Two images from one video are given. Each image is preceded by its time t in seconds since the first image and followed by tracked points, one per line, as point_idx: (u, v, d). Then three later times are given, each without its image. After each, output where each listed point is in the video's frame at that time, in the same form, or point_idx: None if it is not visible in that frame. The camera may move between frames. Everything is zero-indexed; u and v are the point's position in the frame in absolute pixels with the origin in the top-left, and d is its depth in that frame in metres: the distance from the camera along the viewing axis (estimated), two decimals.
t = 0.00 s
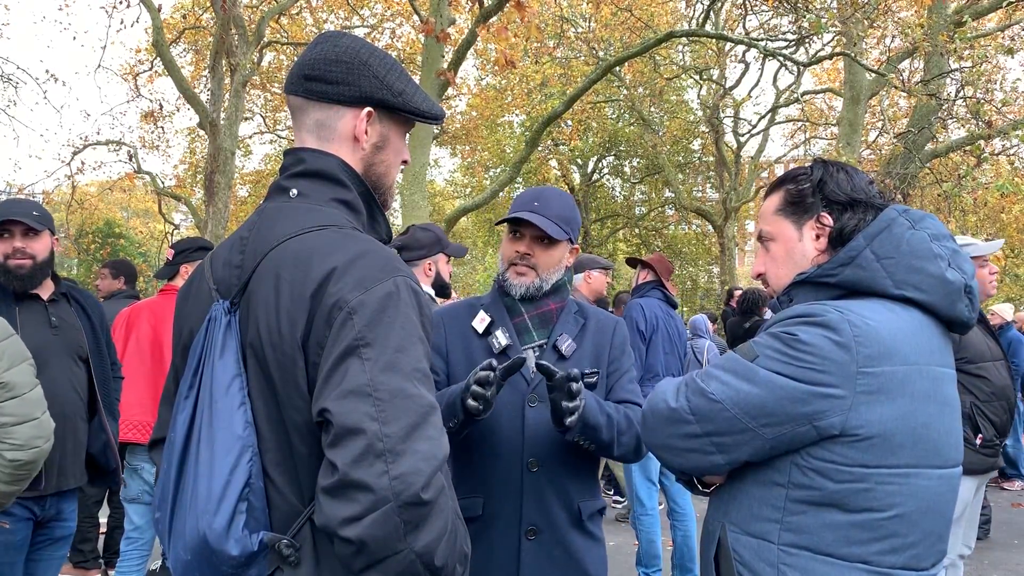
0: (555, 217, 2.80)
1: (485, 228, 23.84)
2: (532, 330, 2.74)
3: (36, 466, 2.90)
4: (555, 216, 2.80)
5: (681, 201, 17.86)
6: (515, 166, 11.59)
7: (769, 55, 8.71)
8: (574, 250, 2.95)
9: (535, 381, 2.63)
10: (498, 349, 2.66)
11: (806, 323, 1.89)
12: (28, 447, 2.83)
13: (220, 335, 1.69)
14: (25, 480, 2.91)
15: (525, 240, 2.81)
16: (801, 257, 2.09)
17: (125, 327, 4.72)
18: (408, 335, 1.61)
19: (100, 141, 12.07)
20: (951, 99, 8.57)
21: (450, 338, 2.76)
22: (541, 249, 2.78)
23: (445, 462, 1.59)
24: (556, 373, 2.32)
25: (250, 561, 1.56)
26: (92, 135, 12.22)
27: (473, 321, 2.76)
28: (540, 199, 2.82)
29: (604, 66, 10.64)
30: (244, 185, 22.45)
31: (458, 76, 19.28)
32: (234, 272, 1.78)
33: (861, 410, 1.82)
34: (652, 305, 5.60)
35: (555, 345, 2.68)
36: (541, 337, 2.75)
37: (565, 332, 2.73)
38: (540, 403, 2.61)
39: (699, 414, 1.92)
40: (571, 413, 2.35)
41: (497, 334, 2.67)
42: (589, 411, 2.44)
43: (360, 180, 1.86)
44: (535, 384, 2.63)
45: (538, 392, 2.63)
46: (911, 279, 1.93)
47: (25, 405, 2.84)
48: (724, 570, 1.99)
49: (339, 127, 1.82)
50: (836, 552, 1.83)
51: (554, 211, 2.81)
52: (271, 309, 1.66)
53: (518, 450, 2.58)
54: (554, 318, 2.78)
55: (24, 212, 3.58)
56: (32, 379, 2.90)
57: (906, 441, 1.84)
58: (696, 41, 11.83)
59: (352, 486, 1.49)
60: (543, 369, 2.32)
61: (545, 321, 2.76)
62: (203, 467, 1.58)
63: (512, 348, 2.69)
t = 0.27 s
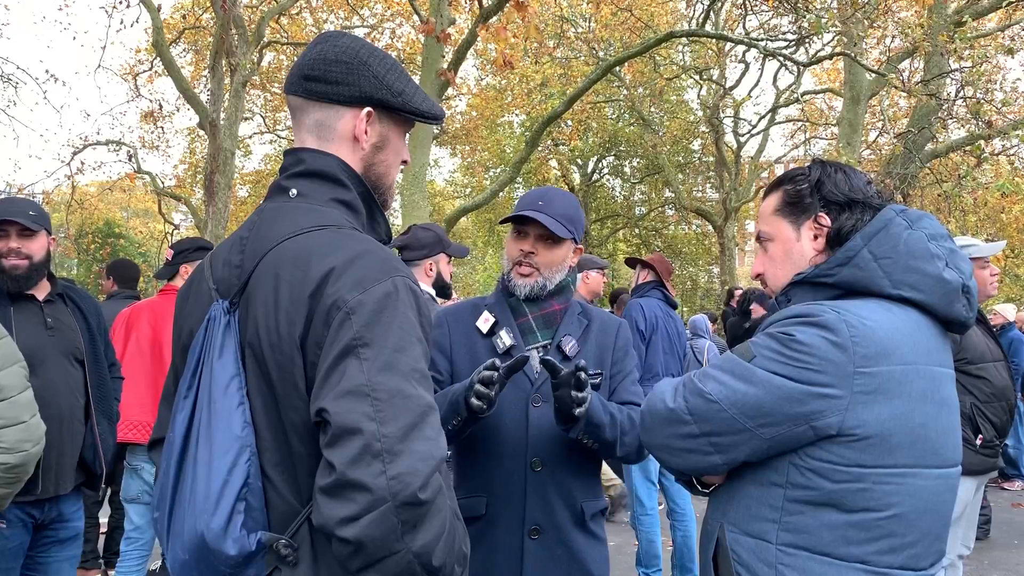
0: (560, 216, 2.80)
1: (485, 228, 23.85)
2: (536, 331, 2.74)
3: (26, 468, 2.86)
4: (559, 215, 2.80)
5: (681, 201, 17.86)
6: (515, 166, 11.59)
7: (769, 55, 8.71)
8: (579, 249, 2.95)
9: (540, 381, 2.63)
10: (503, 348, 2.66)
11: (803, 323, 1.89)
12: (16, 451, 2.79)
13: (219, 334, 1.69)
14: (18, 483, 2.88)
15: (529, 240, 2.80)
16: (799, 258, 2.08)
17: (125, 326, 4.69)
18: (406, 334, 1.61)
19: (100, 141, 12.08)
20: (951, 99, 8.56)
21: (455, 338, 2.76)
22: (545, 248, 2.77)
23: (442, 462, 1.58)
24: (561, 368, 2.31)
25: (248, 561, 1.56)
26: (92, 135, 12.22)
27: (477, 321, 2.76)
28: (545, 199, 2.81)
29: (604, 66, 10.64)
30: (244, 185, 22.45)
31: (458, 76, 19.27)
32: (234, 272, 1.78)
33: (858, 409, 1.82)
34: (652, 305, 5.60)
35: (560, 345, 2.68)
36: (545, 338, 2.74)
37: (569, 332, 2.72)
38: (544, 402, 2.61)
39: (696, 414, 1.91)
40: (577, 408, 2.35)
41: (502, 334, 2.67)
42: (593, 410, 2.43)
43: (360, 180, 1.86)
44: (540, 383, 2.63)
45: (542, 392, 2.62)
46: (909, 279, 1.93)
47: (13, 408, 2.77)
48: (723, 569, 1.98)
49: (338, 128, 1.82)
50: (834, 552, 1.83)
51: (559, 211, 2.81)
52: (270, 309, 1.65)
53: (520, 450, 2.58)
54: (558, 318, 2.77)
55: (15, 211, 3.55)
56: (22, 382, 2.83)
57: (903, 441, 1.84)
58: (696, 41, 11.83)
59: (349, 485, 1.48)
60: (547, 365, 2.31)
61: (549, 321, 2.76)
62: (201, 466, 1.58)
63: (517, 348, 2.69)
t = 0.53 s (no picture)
0: (562, 217, 2.80)
1: (485, 228, 23.86)
2: (539, 331, 2.74)
3: (24, 472, 2.83)
4: (561, 216, 2.81)
5: (681, 201, 17.86)
6: (515, 166, 11.59)
7: (769, 55, 8.70)
8: (582, 250, 2.95)
9: (542, 381, 2.63)
10: (505, 349, 2.66)
11: (802, 323, 1.88)
12: (15, 453, 2.77)
13: (218, 334, 1.68)
14: (18, 485, 2.86)
15: (533, 240, 2.81)
16: (798, 258, 2.08)
17: (124, 329, 4.68)
18: (404, 334, 1.61)
19: (100, 141, 12.08)
20: (951, 99, 8.56)
21: (458, 338, 2.76)
22: (548, 247, 2.77)
23: (440, 462, 1.58)
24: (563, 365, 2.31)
25: (246, 560, 1.56)
26: (92, 135, 12.23)
27: (480, 321, 2.76)
28: (548, 199, 2.82)
29: (604, 66, 10.63)
30: (244, 185, 22.46)
31: (458, 76, 19.26)
32: (233, 271, 1.78)
33: (857, 410, 1.82)
34: (653, 305, 5.60)
35: (563, 344, 2.67)
36: (547, 338, 2.74)
37: (572, 332, 2.72)
38: (547, 403, 2.61)
39: (695, 415, 1.91)
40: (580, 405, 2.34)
41: (504, 334, 2.67)
42: (595, 409, 2.42)
43: (359, 180, 1.86)
44: (542, 383, 2.63)
45: (545, 392, 2.62)
46: (908, 280, 1.92)
47: (13, 410, 2.77)
48: (722, 570, 1.98)
49: (338, 127, 1.82)
50: (832, 552, 1.82)
51: (562, 211, 2.82)
52: (268, 309, 1.65)
53: (521, 449, 2.58)
54: (561, 318, 2.77)
55: (10, 211, 3.57)
56: (23, 383, 2.83)
57: (901, 441, 1.83)
58: (696, 41, 11.83)
59: (346, 486, 1.48)
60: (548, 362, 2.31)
61: (552, 322, 2.75)
62: (198, 466, 1.57)
63: (520, 348, 2.69)
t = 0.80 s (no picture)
0: (564, 217, 2.80)
1: (485, 227, 23.86)
2: (541, 331, 2.74)
3: (27, 474, 2.83)
4: (564, 216, 2.81)
5: (682, 201, 17.86)
6: (515, 166, 11.60)
7: (769, 55, 8.69)
8: (584, 251, 2.95)
9: (545, 381, 2.63)
10: (508, 349, 2.66)
11: (801, 324, 1.88)
12: (17, 455, 2.77)
13: (217, 334, 1.68)
14: (19, 487, 2.85)
15: (535, 241, 2.81)
16: (797, 258, 2.08)
17: (124, 329, 4.68)
18: (403, 334, 1.61)
19: (99, 141, 12.08)
20: (951, 99, 8.55)
21: (460, 339, 2.76)
22: (551, 248, 2.78)
23: (439, 462, 1.58)
24: (564, 364, 2.31)
25: (245, 560, 1.56)
26: (92, 135, 12.24)
27: (483, 322, 2.76)
28: (550, 200, 2.82)
29: (604, 66, 10.63)
30: (244, 185, 22.46)
31: (458, 76, 19.26)
32: (232, 272, 1.78)
33: (856, 410, 1.82)
34: (656, 305, 5.59)
35: (565, 344, 2.67)
36: (550, 338, 2.74)
37: (574, 333, 2.72)
38: (549, 403, 2.61)
39: (695, 416, 1.91)
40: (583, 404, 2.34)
41: (507, 335, 2.67)
42: (598, 408, 2.41)
43: (358, 180, 1.86)
44: (545, 384, 2.63)
45: (547, 393, 2.62)
46: (907, 280, 1.92)
47: (16, 412, 2.76)
48: (722, 570, 1.98)
49: (337, 127, 1.82)
50: (832, 552, 1.82)
51: (564, 211, 2.81)
52: (267, 309, 1.65)
53: (521, 449, 2.58)
54: (564, 319, 2.77)
55: (7, 212, 3.47)
56: (26, 385, 2.83)
57: (901, 441, 1.83)
58: (696, 41, 11.83)
59: (345, 486, 1.48)
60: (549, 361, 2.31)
61: (555, 322, 2.75)
62: (198, 466, 1.57)
63: (522, 349, 2.69)
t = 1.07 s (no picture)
0: (566, 216, 2.80)
1: (485, 227, 23.86)
2: (544, 331, 2.73)
3: (26, 476, 2.83)
4: (567, 215, 2.80)
5: (682, 201, 17.85)
6: (515, 166, 11.59)
7: (769, 55, 8.69)
8: (587, 250, 2.94)
9: (547, 382, 2.62)
10: (510, 350, 2.66)
11: (804, 325, 1.88)
12: (16, 456, 2.76)
13: (217, 334, 1.68)
14: (19, 488, 2.85)
15: (538, 237, 2.80)
16: (799, 258, 2.08)
17: (125, 329, 4.68)
18: (404, 334, 1.60)
19: (99, 141, 12.07)
20: (951, 99, 8.55)
21: (462, 340, 2.76)
22: (554, 245, 2.77)
23: (440, 462, 1.58)
24: (566, 364, 2.30)
25: (246, 561, 1.55)
26: (92, 135, 12.24)
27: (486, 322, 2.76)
28: (552, 199, 2.82)
29: (604, 66, 10.62)
30: (244, 185, 22.46)
31: (458, 76, 19.25)
32: (232, 272, 1.77)
33: (858, 411, 1.81)
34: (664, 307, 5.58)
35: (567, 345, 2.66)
36: (553, 338, 2.73)
37: (576, 334, 2.71)
38: (551, 404, 2.61)
39: (696, 416, 1.91)
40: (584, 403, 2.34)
41: (509, 335, 2.66)
42: (600, 408, 2.40)
43: (358, 180, 1.85)
44: (547, 384, 2.62)
45: (549, 393, 2.62)
46: (909, 281, 1.92)
47: (15, 413, 2.76)
48: (723, 570, 1.98)
49: (337, 127, 1.81)
50: (834, 553, 1.82)
51: (567, 210, 2.81)
52: (268, 309, 1.65)
53: (522, 449, 2.58)
54: (567, 319, 2.76)
55: (13, 213, 3.51)
56: (26, 387, 2.83)
57: (903, 442, 1.83)
58: (696, 40, 11.82)
59: (346, 486, 1.48)
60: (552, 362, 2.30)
61: (557, 322, 2.75)
62: (198, 466, 1.57)
63: (525, 349, 2.68)
